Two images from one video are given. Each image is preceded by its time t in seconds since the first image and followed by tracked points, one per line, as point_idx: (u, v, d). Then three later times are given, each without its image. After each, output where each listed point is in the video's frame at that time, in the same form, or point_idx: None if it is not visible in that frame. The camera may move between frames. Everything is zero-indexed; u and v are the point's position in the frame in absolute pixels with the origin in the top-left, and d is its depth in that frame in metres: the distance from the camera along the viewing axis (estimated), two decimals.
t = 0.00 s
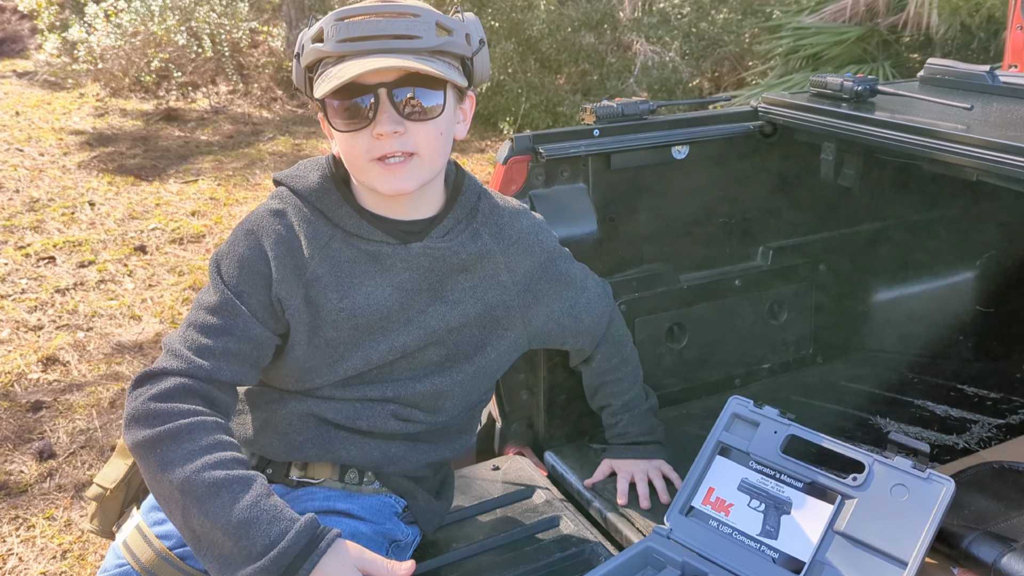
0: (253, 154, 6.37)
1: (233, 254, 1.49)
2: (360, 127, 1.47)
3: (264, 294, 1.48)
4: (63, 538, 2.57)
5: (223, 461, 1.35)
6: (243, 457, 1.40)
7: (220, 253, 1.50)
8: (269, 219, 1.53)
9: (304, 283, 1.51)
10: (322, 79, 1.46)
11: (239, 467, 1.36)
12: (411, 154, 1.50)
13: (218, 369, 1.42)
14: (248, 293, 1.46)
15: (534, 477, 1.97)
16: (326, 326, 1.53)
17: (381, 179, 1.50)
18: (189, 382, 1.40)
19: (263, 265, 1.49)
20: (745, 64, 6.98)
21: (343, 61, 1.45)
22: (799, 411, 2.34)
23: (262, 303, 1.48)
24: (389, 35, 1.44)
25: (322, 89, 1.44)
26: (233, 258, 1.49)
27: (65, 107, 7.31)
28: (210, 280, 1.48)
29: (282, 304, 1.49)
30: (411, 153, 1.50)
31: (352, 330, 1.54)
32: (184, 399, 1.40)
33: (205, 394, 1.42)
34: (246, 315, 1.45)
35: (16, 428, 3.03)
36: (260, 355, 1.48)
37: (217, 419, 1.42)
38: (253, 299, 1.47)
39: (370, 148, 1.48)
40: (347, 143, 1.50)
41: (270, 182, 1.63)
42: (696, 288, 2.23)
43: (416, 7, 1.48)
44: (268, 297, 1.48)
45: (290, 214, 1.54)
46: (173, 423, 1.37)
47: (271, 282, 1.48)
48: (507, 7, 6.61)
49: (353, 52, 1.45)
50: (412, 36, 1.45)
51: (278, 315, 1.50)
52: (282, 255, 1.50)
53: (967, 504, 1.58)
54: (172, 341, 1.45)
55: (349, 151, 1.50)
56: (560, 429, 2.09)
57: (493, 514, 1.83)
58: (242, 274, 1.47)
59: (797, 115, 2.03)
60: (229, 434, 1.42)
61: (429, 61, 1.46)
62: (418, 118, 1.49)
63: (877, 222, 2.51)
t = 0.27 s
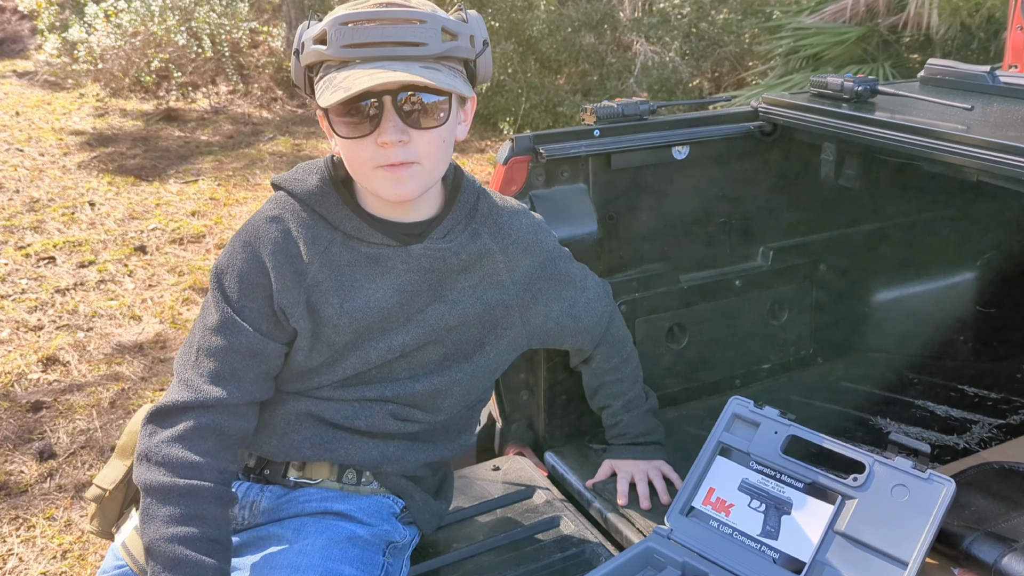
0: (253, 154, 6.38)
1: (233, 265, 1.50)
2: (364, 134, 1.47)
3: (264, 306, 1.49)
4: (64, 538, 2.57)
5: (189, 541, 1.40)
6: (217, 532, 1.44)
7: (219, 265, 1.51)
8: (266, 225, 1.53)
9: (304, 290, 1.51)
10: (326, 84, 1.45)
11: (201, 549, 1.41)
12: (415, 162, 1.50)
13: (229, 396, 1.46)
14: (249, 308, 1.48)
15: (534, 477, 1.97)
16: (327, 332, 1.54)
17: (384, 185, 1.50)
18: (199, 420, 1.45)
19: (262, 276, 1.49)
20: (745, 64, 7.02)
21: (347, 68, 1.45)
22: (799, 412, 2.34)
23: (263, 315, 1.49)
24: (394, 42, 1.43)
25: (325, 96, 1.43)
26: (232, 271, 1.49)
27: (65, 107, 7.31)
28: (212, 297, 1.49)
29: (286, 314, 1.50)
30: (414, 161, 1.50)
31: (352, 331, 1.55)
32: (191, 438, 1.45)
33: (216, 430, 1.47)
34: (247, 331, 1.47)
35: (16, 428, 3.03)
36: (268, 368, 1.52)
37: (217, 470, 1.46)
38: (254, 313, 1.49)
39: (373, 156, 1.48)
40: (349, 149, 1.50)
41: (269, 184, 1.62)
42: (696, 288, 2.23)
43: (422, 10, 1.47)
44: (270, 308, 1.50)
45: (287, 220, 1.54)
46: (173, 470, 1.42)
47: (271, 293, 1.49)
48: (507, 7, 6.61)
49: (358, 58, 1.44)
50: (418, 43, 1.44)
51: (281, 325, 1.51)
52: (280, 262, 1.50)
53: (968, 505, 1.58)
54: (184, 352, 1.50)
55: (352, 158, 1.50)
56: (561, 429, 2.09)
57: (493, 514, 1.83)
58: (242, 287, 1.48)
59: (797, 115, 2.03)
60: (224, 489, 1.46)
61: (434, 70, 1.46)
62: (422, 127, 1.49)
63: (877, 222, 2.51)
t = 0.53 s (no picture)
0: (253, 154, 6.38)
1: (229, 268, 1.50)
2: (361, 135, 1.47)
3: (260, 309, 1.50)
4: (64, 537, 2.57)
5: (181, 559, 1.39)
6: (210, 550, 1.42)
7: (215, 267, 1.51)
8: (263, 226, 1.53)
9: (302, 291, 1.51)
10: (321, 85, 1.45)
11: (193, 567, 1.40)
12: (413, 160, 1.50)
13: (228, 401, 1.46)
14: (244, 313, 1.49)
15: (534, 477, 1.97)
16: (325, 334, 1.53)
17: (382, 185, 1.50)
18: (197, 429, 1.45)
19: (258, 280, 1.50)
20: (745, 64, 7.05)
21: (341, 68, 1.45)
22: (799, 411, 2.34)
23: (260, 319, 1.50)
24: (389, 41, 1.43)
25: (319, 96, 1.43)
26: (228, 273, 1.50)
27: (65, 107, 7.31)
28: (207, 302, 1.49)
29: (283, 317, 1.50)
30: (413, 160, 1.50)
31: (351, 333, 1.54)
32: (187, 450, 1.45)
33: (211, 439, 1.46)
34: (241, 337, 1.47)
35: (16, 428, 3.03)
36: (265, 371, 1.52)
37: (215, 482, 1.45)
38: (250, 317, 1.49)
39: (370, 155, 1.48)
40: (346, 150, 1.50)
41: (267, 185, 1.62)
42: (696, 288, 2.23)
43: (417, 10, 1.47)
44: (267, 311, 1.50)
45: (284, 221, 1.54)
46: (168, 484, 1.42)
47: (267, 296, 1.49)
48: (507, 7, 6.60)
49: (351, 58, 1.44)
50: (413, 42, 1.44)
51: (278, 328, 1.51)
52: (278, 264, 1.50)
53: (968, 504, 1.58)
54: (179, 359, 1.50)
55: (349, 158, 1.50)
56: (560, 428, 2.09)
57: (492, 514, 1.83)
58: (237, 290, 1.49)
59: (797, 115, 2.03)
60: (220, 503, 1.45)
61: (430, 69, 1.45)
62: (418, 126, 1.49)
63: (877, 222, 2.51)
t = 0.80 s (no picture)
0: (253, 154, 6.37)
1: (224, 263, 1.51)
2: (398, 154, 1.44)
3: (254, 305, 1.50)
4: (63, 538, 2.56)
5: (179, 548, 1.39)
6: (207, 542, 1.43)
7: (210, 264, 1.52)
8: (258, 222, 1.54)
9: (296, 286, 1.52)
10: (369, 106, 1.40)
11: (190, 556, 1.40)
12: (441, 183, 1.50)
13: (220, 397, 1.47)
14: (238, 308, 1.50)
15: (534, 477, 1.96)
16: (321, 327, 1.54)
17: (408, 203, 1.50)
18: (191, 423, 1.46)
19: (252, 275, 1.50)
20: (745, 64, 6.97)
21: (391, 90, 1.40)
22: (799, 411, 2.34)
23: (253, 314, 1.50)
24: (442, 72, 1.41)
25: (374, 124, 1.38)
26: (223, 268, 1.51)
27: (65, 107, 7.31)
28: (202, 298, 1.50)
29: (277, 311, 1.50)
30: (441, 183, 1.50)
31: (347, 327, 1.55)
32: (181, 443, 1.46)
33: (207, 434, 1.48)
34: (234, 332, 1.48)
35: (15, 428, 3.03)
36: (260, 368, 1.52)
37: (211, 475, 1.46)
38: (244, 313, 1.50)
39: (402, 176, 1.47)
40: (375, 162, 1.47)
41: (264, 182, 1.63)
42: (696, 288, 2.23)
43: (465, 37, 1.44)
44: (260, 305, 1.51)
45: (280, 217, 1.55)
46: (163, 478, 1.43)
47: (261, 291, 1.50)
48: (507, 7, 6.57)
49: (404, 82, 1.40)
50: (462, 73, 1.44)
51: (272, 323, 1.52)
52: (272, 259, 1.51)
53: (968, 505, 1.58)
54: (174, 354, 1.51)
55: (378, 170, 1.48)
56: (560, 429, 2.09)
57: (492, 514, 1.83)
58: (232, 286, 1.50)
59: (797, 115, 2.03)
60: (217, 495, 1.46)
61: (478, 100, 1.46)
62: (458, 152, 1.48)
63: (877, 222, 2.51)
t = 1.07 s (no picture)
0: (253, 153, 6.37)
1: (218, 261, 1.54)
2: (452, 180, 1.46)
3: (247, 301, 1.53)
4: (63, 537, 2.56)
5: (177, 534, 1.41)
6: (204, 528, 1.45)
7: (206, 263, 1.55)
8: (251, 220, 1.56)
9: (290, 282, 1.53)
10: (443, 140, 1.39)
11: (187, 542, 1.42)
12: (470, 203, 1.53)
13: (213, 393, 1.50)
14: (231, 305, 1.52)
15: (533, 476, 1.96)
16: (316, 322, 1.55)
17: (436, 218, 1.52)
18: (183, 416, 1.49)
19: (244, 272, 1.53)
20: (745, 64, 6.98)
21: (462, 125, 1.41)
22: (799, 411, 2.34)
23: (246, 310, 1.52)
24: (505, 111, 1.45)
25: (450, 160, 1.39)
26: (218, 266, 1.53)
27: (65, 107, 7.30)
28: (195, 295, 1.53)
29: (270, 307, 1.52)
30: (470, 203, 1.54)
31: (341, 322, 1.56)
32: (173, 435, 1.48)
33: (200, 428, 1.51)
34: (226, 328, 1.51)
35: (15, 428, 3.02)
36: (253, 364, 1.54)
37: (204, 465, 1.49)
38: (237, 310, 1.52)
39: (442, 196, 1.48)
40: (416, 180, 1.47)
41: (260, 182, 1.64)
42: (696, 287, 2.23)
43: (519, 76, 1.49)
44: (253, 301, 1.53)
45: (274, 214, 1.56)
46: (156, 470, 1.45)
47: (255, 287, 1.52)
48: (507, 7, 6.53)
49: (477, 120, 1.41)
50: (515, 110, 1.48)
51: (265, 318, 1.54)
52: (265, 256, 1.53)
53: (968, 504, 1.58)
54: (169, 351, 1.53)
55: (416, 187, 1.47)
56: (560, 428, 2.09)
57: (492, 514, 1.83)
58: (226, 284, 1.52)
59: (797, 115, 2.03)
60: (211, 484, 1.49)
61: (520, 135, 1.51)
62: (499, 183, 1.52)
63: (877, 221, 2.51)
